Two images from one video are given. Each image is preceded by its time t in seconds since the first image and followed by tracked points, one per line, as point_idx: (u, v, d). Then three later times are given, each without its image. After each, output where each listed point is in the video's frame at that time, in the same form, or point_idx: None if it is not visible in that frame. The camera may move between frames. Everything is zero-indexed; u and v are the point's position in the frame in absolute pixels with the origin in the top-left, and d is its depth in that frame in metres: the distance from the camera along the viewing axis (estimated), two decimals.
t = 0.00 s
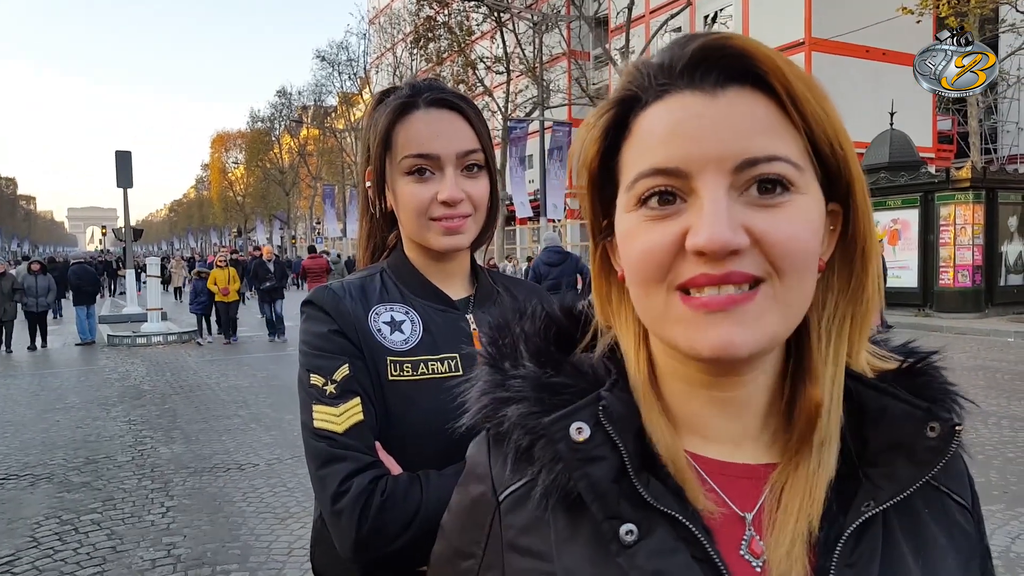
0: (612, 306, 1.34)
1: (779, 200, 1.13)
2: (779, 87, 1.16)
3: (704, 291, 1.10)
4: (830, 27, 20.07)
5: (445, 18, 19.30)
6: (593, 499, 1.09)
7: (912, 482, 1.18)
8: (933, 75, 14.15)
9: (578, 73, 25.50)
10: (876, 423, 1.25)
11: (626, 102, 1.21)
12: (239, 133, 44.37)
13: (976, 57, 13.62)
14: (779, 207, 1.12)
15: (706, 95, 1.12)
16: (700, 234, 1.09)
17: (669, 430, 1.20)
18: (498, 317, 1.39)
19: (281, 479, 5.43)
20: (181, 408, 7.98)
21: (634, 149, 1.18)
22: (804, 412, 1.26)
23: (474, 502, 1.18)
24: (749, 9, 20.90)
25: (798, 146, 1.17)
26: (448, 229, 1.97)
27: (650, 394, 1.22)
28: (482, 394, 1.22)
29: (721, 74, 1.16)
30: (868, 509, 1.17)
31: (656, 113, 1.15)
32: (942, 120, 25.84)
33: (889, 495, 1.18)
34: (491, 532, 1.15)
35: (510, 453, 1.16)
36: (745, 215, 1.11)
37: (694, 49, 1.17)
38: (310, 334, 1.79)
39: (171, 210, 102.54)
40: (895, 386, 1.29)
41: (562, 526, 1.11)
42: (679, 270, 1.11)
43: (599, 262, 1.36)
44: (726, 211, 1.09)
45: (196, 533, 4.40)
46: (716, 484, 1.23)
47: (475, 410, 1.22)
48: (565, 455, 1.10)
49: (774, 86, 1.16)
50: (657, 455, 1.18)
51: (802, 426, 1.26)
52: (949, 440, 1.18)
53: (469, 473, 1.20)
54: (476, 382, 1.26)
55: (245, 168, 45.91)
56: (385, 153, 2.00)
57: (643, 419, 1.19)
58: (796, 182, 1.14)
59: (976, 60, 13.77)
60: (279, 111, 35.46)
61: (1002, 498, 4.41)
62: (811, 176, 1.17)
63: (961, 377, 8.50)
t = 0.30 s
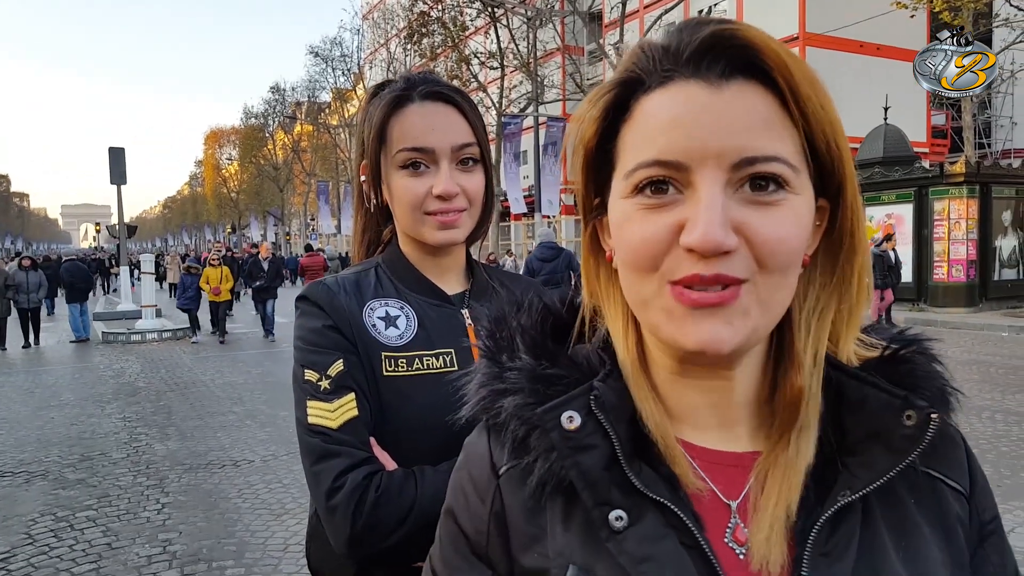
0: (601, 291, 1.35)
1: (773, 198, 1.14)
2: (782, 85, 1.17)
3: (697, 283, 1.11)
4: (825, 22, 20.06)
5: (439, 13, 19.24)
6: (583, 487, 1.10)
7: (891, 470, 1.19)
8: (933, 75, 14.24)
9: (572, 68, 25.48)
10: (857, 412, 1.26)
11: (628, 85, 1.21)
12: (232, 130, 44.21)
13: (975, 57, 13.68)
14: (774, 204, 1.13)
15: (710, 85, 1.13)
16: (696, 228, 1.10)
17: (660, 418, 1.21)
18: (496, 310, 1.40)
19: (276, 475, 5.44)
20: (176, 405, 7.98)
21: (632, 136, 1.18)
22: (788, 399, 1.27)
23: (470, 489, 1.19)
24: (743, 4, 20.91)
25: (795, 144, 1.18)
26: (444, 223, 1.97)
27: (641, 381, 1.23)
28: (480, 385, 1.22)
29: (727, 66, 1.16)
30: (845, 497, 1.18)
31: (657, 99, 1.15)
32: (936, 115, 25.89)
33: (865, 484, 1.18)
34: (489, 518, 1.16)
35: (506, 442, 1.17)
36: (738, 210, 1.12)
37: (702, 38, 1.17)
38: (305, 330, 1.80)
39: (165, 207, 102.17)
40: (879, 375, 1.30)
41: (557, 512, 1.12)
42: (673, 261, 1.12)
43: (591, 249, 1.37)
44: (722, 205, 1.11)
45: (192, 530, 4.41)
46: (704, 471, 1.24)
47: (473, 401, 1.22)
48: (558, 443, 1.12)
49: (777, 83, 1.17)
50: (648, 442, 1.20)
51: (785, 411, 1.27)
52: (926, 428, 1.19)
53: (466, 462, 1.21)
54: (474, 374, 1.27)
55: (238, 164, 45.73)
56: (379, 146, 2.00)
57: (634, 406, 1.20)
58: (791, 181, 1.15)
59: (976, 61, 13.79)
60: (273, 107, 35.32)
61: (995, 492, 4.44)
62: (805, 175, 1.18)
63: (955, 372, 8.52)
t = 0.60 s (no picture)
0: (593, 293, 1.34)
1: (769, 198, 1.13)
2: (775, 83, 1.16)
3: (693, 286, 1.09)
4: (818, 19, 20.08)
5: (433, 11, 19.19)
6: (560, 490, 1.09)
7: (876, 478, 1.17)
8: (933, 75, 14.24)
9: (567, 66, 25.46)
10: (845, 418, 1.24)
11: (621, 85, 1.20)
12: (227, 129, 44.07)
13: (976, 57, 13.81)
14: (770, 205, 1.12)
15: (704, 84, 1.12)
16: (691, 230, 1.08)
17: (649, 422, 1.20)
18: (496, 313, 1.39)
19: (272, 475, 5.42)
20: (171, 405, 7.95)
21: (627, 136, 1.17)
22: (780, 400, 1.27)
23: (465, 490, 1.20)
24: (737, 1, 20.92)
25: (791, 144, 1.17)
26: (440, 222, 1.96)
27: (631, 383, 1.22)
28: (475, 387, 1.22)
29: (721, 65, 1.15)
30: (829, 505, 1.16)
31: (649, 100, 1.14)
32: (930, 112, 25.96)
33: (849, 492, 1.16)
34: (479, 519, 1.16)
35: (497, 443, 1.16)
36: (735, 210, 1.11)
37: (696, 38, 1.17)
38: (300, 330, 1.79)
39: (159, 207, 101.85)
40: (866, 380, 1.27)
41: (543, 512, 1.12)
42: (668, 264, 1.11)
43: (582, 250, 1.37)
44: (718, 205, 1.09)
45: (188, 531, 4.39)
46: (692, 474, 1.24)
47: (471, 402, 1.22)
48: (534, 447, 1.11)
49: (770, 82, 1.16)
50: (635, 445, 1.19)
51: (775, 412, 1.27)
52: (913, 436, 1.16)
53: (464, 464, 1.21)
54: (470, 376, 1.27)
55: (233, 164, 45.59)
56: (374, 144, 1.99)
57: (623, 409, 1.19)
58: (786, 180, 1.14)
59: (976, 61, 13.93)
60: (267, 106, 35.19)
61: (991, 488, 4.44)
62: (801, 176, 1.17)
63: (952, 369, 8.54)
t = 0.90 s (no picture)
0: (597, 299, 1.37)
1: (779, 200, 1.15)
2: (783, 83, 1.19)
3: (703, 291, 1.11)
4: (822, 22, 20.09)
5: (436, 15, 19.24)
6: (565, 497, 1.12)
7: (887, 486, 1.19)
8: (933, 75, 14.30)
9: (570, 69, 25.50)
10: (855, 426, 1.27)
11: (628, 86, 1.23)
12: (232, 132, 44.23)
13: (975, 56, 13.80)
14: (780, 205, 1.15)
15: (712, 87, 1.15)
16: (703, 229, 1.11)
17: (655, 428, 1.23)
18: (501, 317, 1.42)
19: (276, 477, 5.45)
20: (176, 406, 8.00)
21: (634, 138, 1.20)
22: (790, 406, 1.31)
23: (469, 494, 1.23)
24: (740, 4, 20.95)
25: (798, 144, 1.20)
26: (447, 225, 1.99)
27: (637, 391, 1.25)
28: (481, 391, 1.25)
29: (728, 66, 1.19)
30: (839, 514, 1.19)
31: (657, 101, 1.17)
32: (935, 115, 25.93)
33: (858, 502, 1.19)
34: (484, 523, 1.19)
35: (502, 449, 1.19)
36: (746, 212, 1.13)
37: (703, 39, 1.19)
38: (308, 332, 1.82)
39: (164, 210, 102.23)
40: (878, 388, 1.29)
41: (548, 518, 1.14)
42: (678, 267, 1.13)
43: (586, 253, 1.39)
44: (729, 207, 1.12)
45: (192, 532, 4.43)
46: (699, 481, 1.27)
47: (476, 406, 1.25)
48: (539, 453, 1.13)
49: (778, 81, 1.19)
50: (641, 453, 1.22)
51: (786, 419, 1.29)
52: (923, 446, 1.19)
53: (469, 468, 1.25)
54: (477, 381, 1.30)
55: (237, 166, 45.73)
56: (382, 146, 2.02)
57: (630, 416, 1.22)
58: (794, 181, 1.16)
59: (976, 60, 13.91)
60: (271, 109, 35.30)
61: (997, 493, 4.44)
62: (809, 177, 1.19)
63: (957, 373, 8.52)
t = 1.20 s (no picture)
0: (606, 307, 1.37)
1: (792, 211, 1.15)
2: (797, 92, 1.19)
3: (719, 300, 1.11)
4: (829, 24, 20.03)
5: (442, 19, 19.29)
6: (581, 500, 1.12)
7: (902, 485, 1.20)
8: (933, 75, 14.19)
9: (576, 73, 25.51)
10: (868, 425, 1.28)
11: (639, 97, 1.22)
12: (238, 137, 44.42)
13: (975, 57, 13.79)
14: (794, 217, 1.15)
15: (727, 98, 1.15)
16: (720, 241, 1.10)
17: (666, 433, 1.24)
18: (501, 321, 1.42)
19: (283, 481, 5.46)
20: (184, 411, 8.03)
21: (646, 147, 1.20)
22: (806, 409, 1.31)
23: (473, 501, 1.22)
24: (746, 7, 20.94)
25: (811, 154, 1.20)
26: (453, 231, 2.00)
27: (648, 395, 1.25)
28: (484, 396, 1.25)
29: (742, 77, 1.19)
30: (856, 513, 1.19)
31: (670, 112, 1.17)
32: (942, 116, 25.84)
33: (876, 500, 1.20)
34: (491, 530, 1.19)
35: (509, 454, 1.19)
36: (761, 223, 1.13)
37: (716, 50, 1.20)
38: (315, 338, 1.82)
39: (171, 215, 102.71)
40: (889, 386, 1.31)
41: (559, 526, 1.14)
42: (693, 277, 1.13)
43: (594, 262, 1.39)
44: (744, 218, 1.12)
45: (200, 536, 4.44)
46: (714, 485, 1.27)
47: (478, 411, 1.25)
48: (554, 457, 1.13)
49: (791, 91, 1.19)
50: (654, 457, 1.22)
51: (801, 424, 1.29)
52: (939, 442, 1.20)
53: (470, 474, 1.24)
54: (479, 387, 1.30)
55: (244, 171, 45.89)
56: (389, 152, 2.03)
57: (642, 420, 1.23)
58: (809, 191, 1.17)
59: (975, 60, 13.89)
60: (278, 114, 35.43)
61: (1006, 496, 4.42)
62: (822, 185, 1.20)
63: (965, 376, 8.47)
